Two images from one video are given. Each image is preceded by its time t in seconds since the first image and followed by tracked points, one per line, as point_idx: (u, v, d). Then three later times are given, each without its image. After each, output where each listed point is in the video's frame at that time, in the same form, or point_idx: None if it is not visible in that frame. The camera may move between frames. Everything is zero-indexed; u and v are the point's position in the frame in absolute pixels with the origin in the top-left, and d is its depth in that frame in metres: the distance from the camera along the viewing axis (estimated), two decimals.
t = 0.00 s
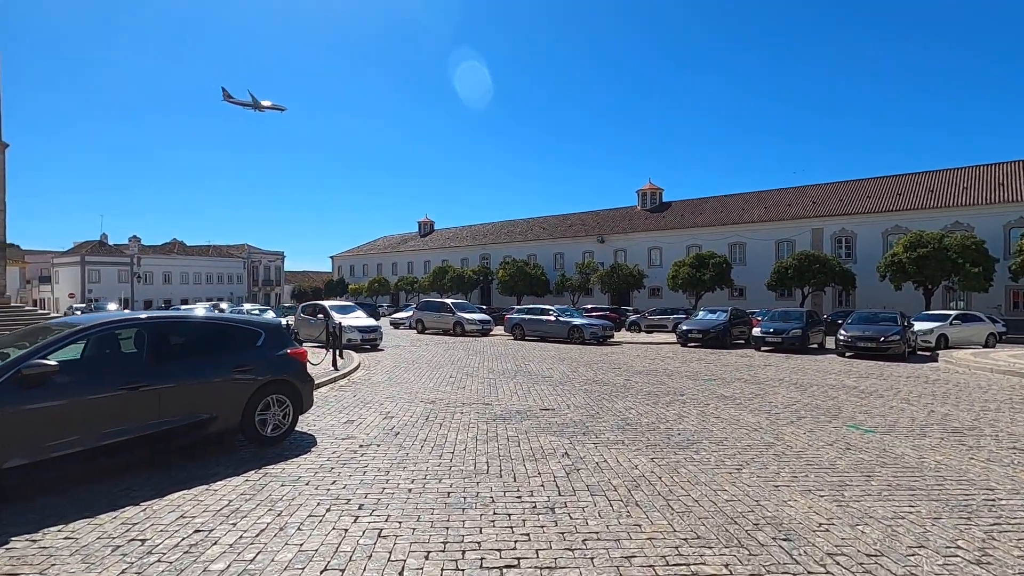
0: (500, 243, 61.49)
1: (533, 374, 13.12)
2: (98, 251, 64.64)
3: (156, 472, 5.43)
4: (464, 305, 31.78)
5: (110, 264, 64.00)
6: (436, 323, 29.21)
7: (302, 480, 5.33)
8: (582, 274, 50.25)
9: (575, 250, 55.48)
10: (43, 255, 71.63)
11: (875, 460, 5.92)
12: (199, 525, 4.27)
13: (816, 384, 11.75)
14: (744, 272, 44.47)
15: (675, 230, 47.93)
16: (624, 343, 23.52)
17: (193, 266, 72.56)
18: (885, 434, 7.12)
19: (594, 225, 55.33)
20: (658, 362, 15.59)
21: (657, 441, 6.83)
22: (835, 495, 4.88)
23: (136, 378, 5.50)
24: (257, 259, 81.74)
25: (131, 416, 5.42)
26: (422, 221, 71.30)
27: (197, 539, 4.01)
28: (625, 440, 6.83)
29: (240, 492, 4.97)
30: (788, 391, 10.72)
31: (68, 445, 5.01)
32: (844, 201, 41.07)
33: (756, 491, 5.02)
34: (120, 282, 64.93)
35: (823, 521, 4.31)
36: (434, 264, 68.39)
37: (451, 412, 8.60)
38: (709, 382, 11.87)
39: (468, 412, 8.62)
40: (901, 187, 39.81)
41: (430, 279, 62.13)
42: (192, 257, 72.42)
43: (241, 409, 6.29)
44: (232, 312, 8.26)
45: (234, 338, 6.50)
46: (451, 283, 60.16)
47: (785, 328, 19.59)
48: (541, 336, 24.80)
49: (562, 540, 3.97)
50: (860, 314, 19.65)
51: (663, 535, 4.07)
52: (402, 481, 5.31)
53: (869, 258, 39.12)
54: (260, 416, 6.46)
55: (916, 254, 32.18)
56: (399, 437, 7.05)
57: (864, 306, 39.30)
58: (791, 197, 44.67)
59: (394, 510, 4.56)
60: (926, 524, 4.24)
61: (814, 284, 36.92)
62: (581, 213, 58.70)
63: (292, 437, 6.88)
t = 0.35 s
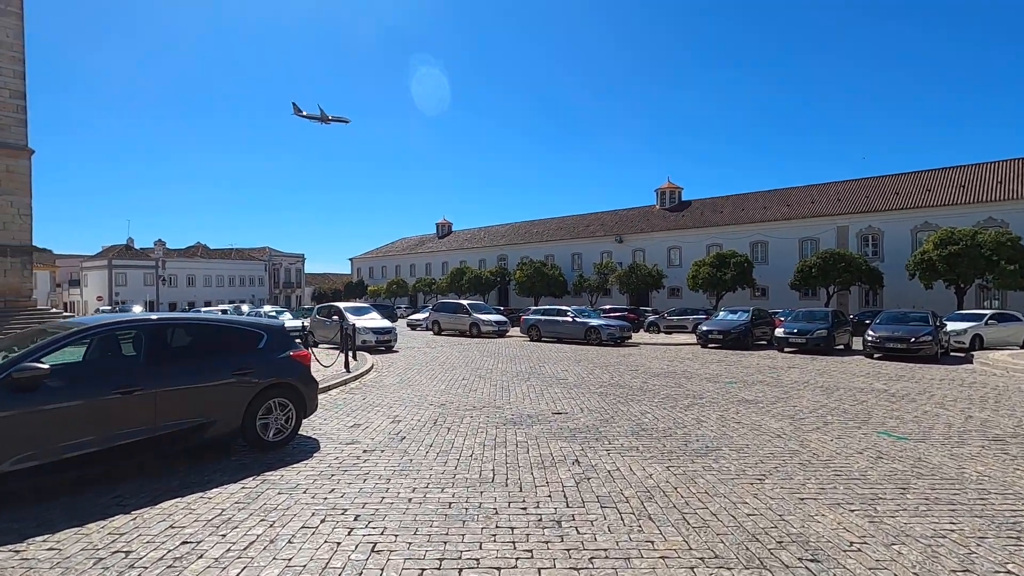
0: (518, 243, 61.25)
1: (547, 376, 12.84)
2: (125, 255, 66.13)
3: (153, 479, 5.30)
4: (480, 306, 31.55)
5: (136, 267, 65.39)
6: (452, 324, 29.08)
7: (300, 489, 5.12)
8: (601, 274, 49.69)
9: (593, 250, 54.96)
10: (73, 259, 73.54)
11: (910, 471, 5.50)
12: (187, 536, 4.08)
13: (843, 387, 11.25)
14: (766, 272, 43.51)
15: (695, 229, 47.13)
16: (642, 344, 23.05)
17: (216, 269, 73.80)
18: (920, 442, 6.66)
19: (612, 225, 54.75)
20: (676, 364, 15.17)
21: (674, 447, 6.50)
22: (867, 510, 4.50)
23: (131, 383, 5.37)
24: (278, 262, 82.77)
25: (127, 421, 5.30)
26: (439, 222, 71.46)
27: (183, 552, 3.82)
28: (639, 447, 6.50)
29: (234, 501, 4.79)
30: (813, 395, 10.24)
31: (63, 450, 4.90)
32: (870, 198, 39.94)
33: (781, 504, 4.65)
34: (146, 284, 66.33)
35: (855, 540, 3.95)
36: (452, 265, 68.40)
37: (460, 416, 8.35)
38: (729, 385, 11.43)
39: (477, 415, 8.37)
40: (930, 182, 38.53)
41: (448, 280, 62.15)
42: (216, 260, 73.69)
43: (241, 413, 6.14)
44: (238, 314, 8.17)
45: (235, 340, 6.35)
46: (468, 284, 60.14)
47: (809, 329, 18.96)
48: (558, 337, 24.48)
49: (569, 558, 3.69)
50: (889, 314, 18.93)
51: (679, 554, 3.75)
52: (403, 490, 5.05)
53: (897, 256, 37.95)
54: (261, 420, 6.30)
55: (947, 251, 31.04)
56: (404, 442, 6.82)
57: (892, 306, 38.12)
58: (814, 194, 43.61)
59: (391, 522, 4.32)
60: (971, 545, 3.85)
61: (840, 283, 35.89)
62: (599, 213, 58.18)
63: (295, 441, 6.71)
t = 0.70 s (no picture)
0: (536, 246, 60.94)
1: (562, 381, 12.50)
2: (152, 263, 67.69)
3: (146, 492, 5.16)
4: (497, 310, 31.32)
5: (163, 275, 66.90)
6: (469, 328, 28.93)
7: (294, 504, 4.91)
8: (620, 276, 49.05)
9: (612, 252, 54.36)
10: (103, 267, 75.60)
11: (950, 487, 5.06)
12: (168, 556, 3.89)
13: (874, 392, 10.69)
14: (791, 272, 42.43)
15: (717, 229, 46.22)
16: (662, 348, 22.54)
17: (241, 276, 75.09)
18: (959, 453, 6.18)
19: (631, 226, 54.08)
20: (697, 368, 14.70)
21: (690, 458, 6.13)
22: (901, 532, 4.09)
23: (123, 394, 5.24)
24: (300, 267, 83.81)
25: (119, 433, 5.17)
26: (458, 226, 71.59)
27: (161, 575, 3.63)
28: (653, 458, 6.14)
29: (223, 517, 4.59)
30: (840, 401, 9.73)
31: (52, 463, 4.78)
32: (899, 195, 38.66)
33: (805, 524, 4.28)
34: (172, 291, 67.80)
35: (889, 567, 3.56)
36: (471, 269, 68.39)
37: (469, 424, 8.09)
38: (751, 390, 10.95)
39: (485, 424, 8.09)
40: (963, 177, 37.14)
41: (467, 284, 62.14)
42: (240, 267, 75.00)
43: (239, 424, 5.98)
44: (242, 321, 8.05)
45: (233, 348, 6.21)
46: (487, 288, 60.03)
47: (837, 331, 18.27)
48: (575, 340, 24.11)
49: None
50: (921, 314, 18.13)
51: None
52: (399, 505, 4.81)
53: (929, 254, 36.63)
54: (260, 431, 6.13)
55: (983, 248, 29.79)
56: (407, 452, 6.58)
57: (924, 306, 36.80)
58: (840, 192, 42.41)
59: (382, 542, 4.07)
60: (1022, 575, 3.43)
61: (869, 283, 34.73)
62: (618, 215, 57.57)
63: (296, 452, 6.54)
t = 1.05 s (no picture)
0: (547, 249, 60.57)
1: (571, 386, 12.12)
2: (167, 267, 68.33)
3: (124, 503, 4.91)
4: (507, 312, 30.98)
5: (177, 279, 67.53)
6: (478, 331, 28.63)
7: (278, 518, 4.61)
8: (632, 279, 48.42)
9: (624, 254, 53.78)
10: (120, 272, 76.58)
11: (991, 502, 4.62)
12: None
13: (898, 397, 10.19)
14: (807, 273, 41.62)
15: (730, 230, 45.51)
16: (674, 351, 22.05)
17: (253, 280, 75.61)
18: (997, 464, 5.72)
19: (643, 228, 53.50)
20: (710, 372, 14.24)
21: (705, 469, 5.74)
22: (940, 555, 3.68)
23: (100, 400, 4.99)
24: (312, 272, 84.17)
25: (96, 441, 4.92)
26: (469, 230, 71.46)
27: None
28: (664, 469, 5.75)
29: (201, 533, 4.31)
30: (863, 406, 9.25)
31: (21, 473, 4.55)
32: (918, 193, 37.73)
33: (832, 544, 3.88)
34: (186, 296, 68.40)
35: None
36: (482, 272, 68.22)
37: (471, 431, 7.75)
38: (768, 395, 10.48)
39: (488, 431, 7.74)
40: (985, 175, 36.15)
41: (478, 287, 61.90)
42: (252, 271, 75.50)
43: (226, 430, 5.70)
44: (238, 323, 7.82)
45: (221, 351, 5.94)
46: (498, 291, 59.76)
47: (856, 333, 17.67)
48: (586, 343, 23.69)
49: None
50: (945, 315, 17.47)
51: None
52: (389, 521, 4.48)
53: (950, 254, 35.69)
54: (249, 438, 5.86)
55: (1007, 248, 28.87)
56: (404, 461, 6.26)
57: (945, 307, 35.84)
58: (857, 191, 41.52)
59: (367, 562, 3.74)
60: None
61: (888, 284, 33.85)
62: (629, 217, 57.02)
63: (288, 460, 6.25)
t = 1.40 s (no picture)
0: (552, 251, 60.25)
1: (572, 392, 11.80)
2: (172, 271, 68.50)
3: (92, 524, 4.64)
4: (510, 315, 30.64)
5: (182, 283, 67.71)
6: (481, 335, 28.31)
7: (252, 541, 4.32)
8: (637, 281, 48.00)
9: (629, 256, 53.36)
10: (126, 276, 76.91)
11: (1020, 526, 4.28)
12: None
13: (912, 404, 9.80)
14: (814, 275, 41.09)
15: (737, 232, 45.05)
16: (680, 355, 21.66)
17: (258, 283, 75.69)
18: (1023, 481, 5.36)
19: (649, 230, 53.06)
20: (716, 377, 13.87)
21: (710, 485, 5.42)
22: None
23: (66, 414, 4.71)
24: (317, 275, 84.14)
25: (62, 458, 4.64)
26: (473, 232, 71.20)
27: None
28: (666, 485, 5.43)
29: (167, 558, 4.04)
30: (876, 415, 8.87)
31: None
32: (928, 194, 37.15)
33: None
34: (191, 299, 68.58)
35: None
36: (486, 275, 67.95)
37: (465, 442, 7.45)
38: (776, 402, 10.12)
39: (484, 441, 7.44)
40: (996, 175, 35.54)
41: (482, 290, 61.63)
42: (257, 274, 75.58)
43: (204, 444, 5.43)
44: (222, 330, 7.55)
45: (200, 359, 5.68)
46: (502, 294, 59.47)
47: (866, 336, 17.25)
48: (590, 347, 23.32)
49: None
50: (958, 318, 16.99)
51: None
52: (369, 545, 4.19)
53: (961, 256, 35.11)
54: (230, 451, 5.60)
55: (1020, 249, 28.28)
56: (392, 475, 5.97)
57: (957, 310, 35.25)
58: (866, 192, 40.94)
59: None
60: None
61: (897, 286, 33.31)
62: (635, 218, 56.59)
63: (272, 474, 5.98)
